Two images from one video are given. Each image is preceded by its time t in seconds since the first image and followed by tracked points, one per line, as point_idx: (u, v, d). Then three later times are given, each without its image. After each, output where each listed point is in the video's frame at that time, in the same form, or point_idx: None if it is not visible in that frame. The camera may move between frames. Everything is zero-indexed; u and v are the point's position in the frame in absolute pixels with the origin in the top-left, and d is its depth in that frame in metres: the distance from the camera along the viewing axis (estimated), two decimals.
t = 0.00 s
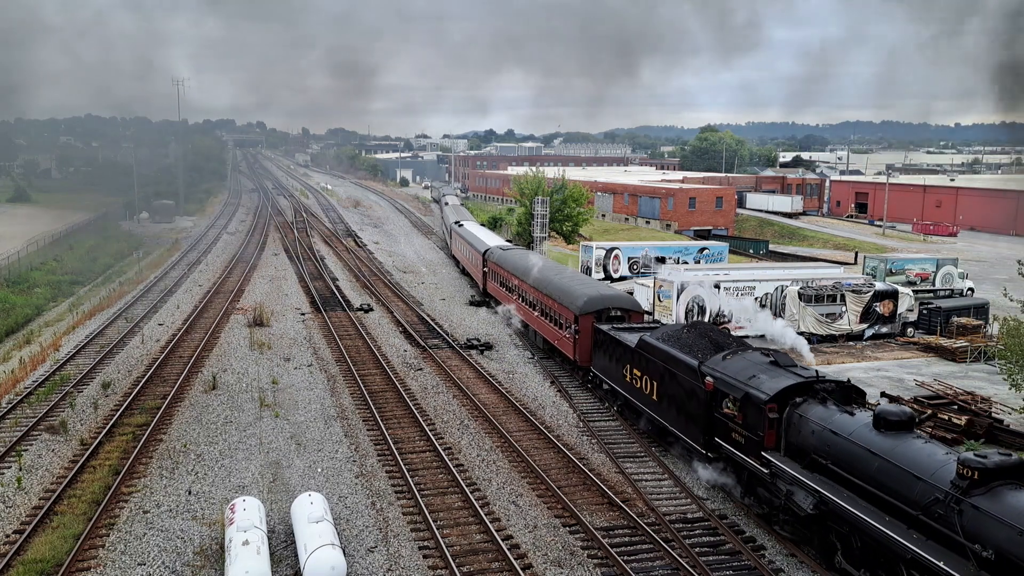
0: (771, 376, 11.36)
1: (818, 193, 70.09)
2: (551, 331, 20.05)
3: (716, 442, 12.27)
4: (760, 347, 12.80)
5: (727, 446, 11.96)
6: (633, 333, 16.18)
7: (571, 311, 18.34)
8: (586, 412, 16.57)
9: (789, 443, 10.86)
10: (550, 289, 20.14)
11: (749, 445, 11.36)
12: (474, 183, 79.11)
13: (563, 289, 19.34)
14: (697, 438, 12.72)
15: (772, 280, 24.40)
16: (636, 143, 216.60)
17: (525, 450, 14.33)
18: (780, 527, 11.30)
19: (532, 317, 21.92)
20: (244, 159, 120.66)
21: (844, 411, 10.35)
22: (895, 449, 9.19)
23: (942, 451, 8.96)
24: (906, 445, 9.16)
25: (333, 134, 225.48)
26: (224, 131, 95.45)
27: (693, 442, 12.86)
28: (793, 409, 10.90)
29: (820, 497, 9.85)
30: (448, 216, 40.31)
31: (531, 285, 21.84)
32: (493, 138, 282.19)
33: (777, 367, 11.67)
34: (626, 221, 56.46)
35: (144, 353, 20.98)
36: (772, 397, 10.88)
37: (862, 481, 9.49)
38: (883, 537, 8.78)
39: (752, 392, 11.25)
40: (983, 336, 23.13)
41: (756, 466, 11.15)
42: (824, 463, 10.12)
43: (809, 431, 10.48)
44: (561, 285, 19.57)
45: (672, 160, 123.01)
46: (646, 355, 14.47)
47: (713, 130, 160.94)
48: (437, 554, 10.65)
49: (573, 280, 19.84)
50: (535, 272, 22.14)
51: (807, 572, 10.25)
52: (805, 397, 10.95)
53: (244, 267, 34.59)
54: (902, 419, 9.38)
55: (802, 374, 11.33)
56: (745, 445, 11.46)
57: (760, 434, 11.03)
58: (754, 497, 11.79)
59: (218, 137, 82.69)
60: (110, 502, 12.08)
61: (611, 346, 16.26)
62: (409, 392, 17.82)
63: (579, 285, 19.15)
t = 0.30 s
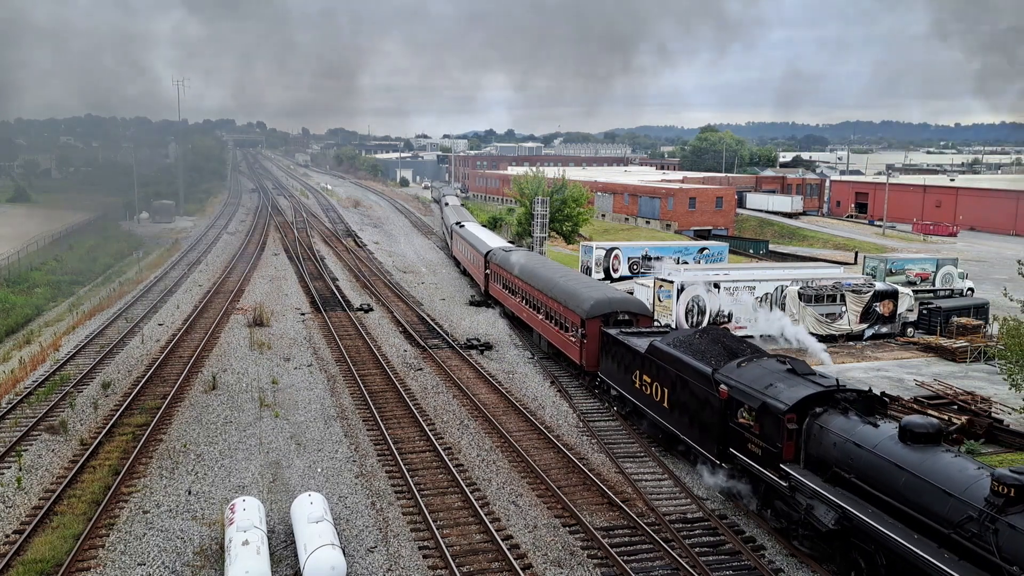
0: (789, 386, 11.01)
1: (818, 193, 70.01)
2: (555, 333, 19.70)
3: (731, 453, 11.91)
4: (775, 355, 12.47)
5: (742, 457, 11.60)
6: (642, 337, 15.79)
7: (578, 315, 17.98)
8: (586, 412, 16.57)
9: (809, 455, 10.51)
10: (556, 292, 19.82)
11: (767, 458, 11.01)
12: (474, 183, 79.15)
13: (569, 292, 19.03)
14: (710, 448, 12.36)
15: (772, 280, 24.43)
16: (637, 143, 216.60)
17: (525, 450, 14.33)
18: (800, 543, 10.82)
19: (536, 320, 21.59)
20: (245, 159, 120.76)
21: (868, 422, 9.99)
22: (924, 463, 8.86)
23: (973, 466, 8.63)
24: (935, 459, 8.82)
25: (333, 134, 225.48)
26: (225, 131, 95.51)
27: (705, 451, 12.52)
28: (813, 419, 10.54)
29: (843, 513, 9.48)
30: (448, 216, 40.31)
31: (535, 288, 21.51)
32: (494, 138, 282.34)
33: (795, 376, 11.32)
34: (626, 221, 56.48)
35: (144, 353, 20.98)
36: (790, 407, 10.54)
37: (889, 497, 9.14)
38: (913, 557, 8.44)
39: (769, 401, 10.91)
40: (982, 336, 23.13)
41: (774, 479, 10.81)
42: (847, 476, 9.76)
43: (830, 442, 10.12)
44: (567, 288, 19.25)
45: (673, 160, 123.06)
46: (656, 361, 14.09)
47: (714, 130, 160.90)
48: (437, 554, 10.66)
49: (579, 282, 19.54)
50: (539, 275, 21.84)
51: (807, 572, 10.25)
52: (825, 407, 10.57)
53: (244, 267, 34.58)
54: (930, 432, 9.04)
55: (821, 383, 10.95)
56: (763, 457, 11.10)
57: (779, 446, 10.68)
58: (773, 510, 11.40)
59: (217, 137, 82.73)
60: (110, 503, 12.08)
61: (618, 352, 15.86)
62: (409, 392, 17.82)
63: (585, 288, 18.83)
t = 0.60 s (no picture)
0: (809, 396, 10.69)
1: (818, 193, 69.98)
2: (561, 337, 19.03)
3: (747, 464, 11.53)
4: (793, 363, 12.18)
5: (760, 468, 11.22)
6: (652, 343, 15.34)
7: (585, 319, 17.30)
8: (586, 412, 16.57)
9: (831, 468, 10.20)
10: (562, 294, 19.17)
11: (786, 469, 10.66)
12: (474, 183, 79.14)
13: (576, 294, 18.35)
14: (726, 458, 11.98)
15: (772, 280, 24.43)
16: (637, 143, 216.55)
17: (525, 450, 14.33)
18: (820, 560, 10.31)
19: (540, 324, 20.96)
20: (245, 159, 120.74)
21: (892, 434, 9.70)
22: (955, 479, 8.55)
23: (1007, 482, 8.32)
24: (967, 475, 8.52)
25: (333, 134, 225.40)
26: (224, 131, 95.46)
27: (721, 462, 12.14)
28: (835, 430, 10.24)
29: (869, 529, 9.17)
30: (448, 216, 40.29)
31: (540, 290, 20.88)
32: (493, 138, 282.28)
33: (814, 386, 11.02)
34: (626, 221, 56.48)
35: (144, 353, 20.97)
36: (812, 417, 10.24)
37: (917, 513, 8.83)
38: None
39: (789, 411, 10.61)
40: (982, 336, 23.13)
41: (794, 492, 10.45)
42: (873, 491, 9.44)
43: (854, 455, 9.81)
44: (574, 290, 18.55)
45: (672, 160, 123.04)
46: (666, 367, 13.74)
47: (714, 130, 160.82)
48: (437, 554, 10.65)
49: (585, 285, 18.88)
50: (544, 277, 21.23)
51: (807, 572, 10.24)
52: (848, 418, 10.27)
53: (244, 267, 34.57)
54: (960, 446, 8.74)
55: (842, 394, 10.62)
56: (782, 469, 10.75)
57: (800, 458, 10.36)
58: (791, 524, 10.97)
59: (217, 137, 82.72)
60: (111, 503, 12.07)
61: (626, 358, 15.49)
62: (409, 392, 17.82)
63: (592, 290, 18.17)
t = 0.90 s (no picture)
0: (831, 407, 10.30)
1: (818, 193, 70.01)
2: (567, 341, 18.75)
3: (765, 476, 11.12)
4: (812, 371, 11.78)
5: (778, 481, 10.83)
6: (663, 348, 14.93)
7: (593, 323, 17.01)
8: (586, 412, 16.57)
9: (855, 482, 9.81)
10: (568, 298, 18.86)
11: (807, 483, 10.28)
12: (474, 183, 79.16)
13: (582, 298, 18.05)
14: (744, 469, 11.61)
15: (771, 280, 24.42)
16: (636, 143, 216.66)
17: (525, 450, 14.33)
18: None
19: (546, 327, 20.64)
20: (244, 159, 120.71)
21: (920, 448, 9.30)
22: (989, 495, 8.15)
23: None
24: (1002, 491, 8.11)
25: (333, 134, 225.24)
26: (224, 131, 95.44)
27: (739, 473, 11.75)
28: (859, 442, 9.83)
29: (897, 547, 8.76)
30: (448, 216, 40.31)
31: (545, 294, 20.56)
32: (493, 138, 282.15)
33: (835, 396, 10.61)
34: (626, 221, 56.49)
35: (144, 353, 20.98)
36: (834, 429, 9.83)
37: (949, 531, 8.42)
38: None
39: (810, 422, 10.21)
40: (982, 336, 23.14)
41: (816, 506, 10.10)
42: (900, 507, 9.04)
43: (880, 468, 9.41)
44: (581, 294, 18.27)
45: (672, 160, 123.09)
46: (679, 374, 13.37)
47: (714, 130, 160.81)
48: (437, 554, 10.65)
49: (592, 288, 18.57)
50: (549, 279, 20.90)
51: (807, 572, 10.26)
52: (872, 430, 9.85)
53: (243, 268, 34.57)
54: (993, 460, 8.36)
55: (865, 404, 10.21)
56: (802, 482, 10.36)
57: (822, 472, 9.97)
58: (812, 539, 10.64)
59: (217, 137, 82.80)
60: (111, 503, 12.08)
61: (636, 364, 15.12)
62: (409, 392, 17.83)
63: (599, 294, 17.86)
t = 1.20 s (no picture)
0: (855, 417, 9.71)
1: (818, 194, 69.97)
2: (573, 345, 18.31)
3: (784, 489, 10.62)
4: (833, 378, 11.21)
5: (799, 495, 10.29)
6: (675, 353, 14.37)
7: (601, 328, 16.51)
8: (586, 412, 16.57)
9: (881, 497, 9.23)
10: (574, 302, 18.39)
11: (830, 498, 9.73)
12: (474, 183, 79.18)
13: (590, 302, 17.58)
14: (760, 482, 11.14)
15: (771, 280, 24.41)
16: (636, 143, 216.80)
17: (525, 450, 14.33)
18: None
19: (551, 331, 20.17)
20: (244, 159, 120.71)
21: (949, 461, 8.73)
22: None
23: None
24: None
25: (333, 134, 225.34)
26: (224, 131, 95.46)
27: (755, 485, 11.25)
28: (885, 456, 9.24)
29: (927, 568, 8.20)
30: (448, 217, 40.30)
31: (551, 297, 20.08)
32: (493, 138, 282.24)
33: (858, 406, 10.05)
34: (626, 221, 56.49)
35: (144, 353, 20.98)
36: (859, 442, 9.25)
37: (984, 552, 7.87)
38: None
39: (832, 434, 9.63)
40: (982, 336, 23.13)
41: (840, 522, 9.55)
42: (931, 525, 8.47)
43: (908, 483, 8.82)
44: (588, 298, 17.80)
45: (672, 159, 123.20)
46: (690, 381, 12.89)
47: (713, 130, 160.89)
48: (437, 554, 10.66)
49: (599, 292, 18.10)
50: (554, 282, 20.45)
51: (807, 572, 10.25)
52: (899, 442, 9.26)
53: (243, 267, 34.57)
54: None
55: (891, 414, 9.62)
56: (825, 497, 9.83)
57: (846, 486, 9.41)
58: (835, 555, 10.05)
59: (217, 137, 82.91)
60: (110, 503, 12.08)
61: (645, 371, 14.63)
62: (409, 392, 17.82)
63: (606, 298, 17.39)
